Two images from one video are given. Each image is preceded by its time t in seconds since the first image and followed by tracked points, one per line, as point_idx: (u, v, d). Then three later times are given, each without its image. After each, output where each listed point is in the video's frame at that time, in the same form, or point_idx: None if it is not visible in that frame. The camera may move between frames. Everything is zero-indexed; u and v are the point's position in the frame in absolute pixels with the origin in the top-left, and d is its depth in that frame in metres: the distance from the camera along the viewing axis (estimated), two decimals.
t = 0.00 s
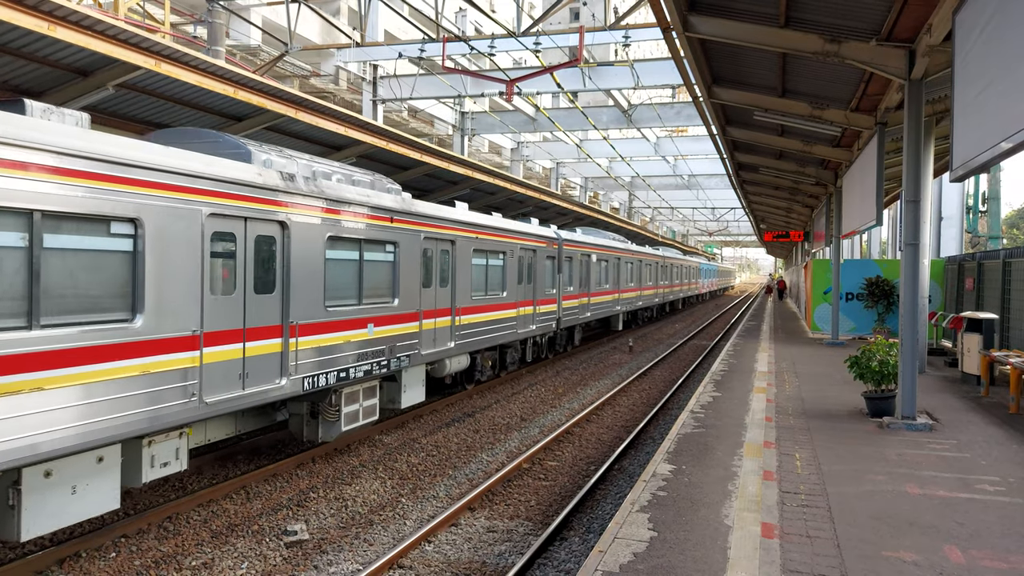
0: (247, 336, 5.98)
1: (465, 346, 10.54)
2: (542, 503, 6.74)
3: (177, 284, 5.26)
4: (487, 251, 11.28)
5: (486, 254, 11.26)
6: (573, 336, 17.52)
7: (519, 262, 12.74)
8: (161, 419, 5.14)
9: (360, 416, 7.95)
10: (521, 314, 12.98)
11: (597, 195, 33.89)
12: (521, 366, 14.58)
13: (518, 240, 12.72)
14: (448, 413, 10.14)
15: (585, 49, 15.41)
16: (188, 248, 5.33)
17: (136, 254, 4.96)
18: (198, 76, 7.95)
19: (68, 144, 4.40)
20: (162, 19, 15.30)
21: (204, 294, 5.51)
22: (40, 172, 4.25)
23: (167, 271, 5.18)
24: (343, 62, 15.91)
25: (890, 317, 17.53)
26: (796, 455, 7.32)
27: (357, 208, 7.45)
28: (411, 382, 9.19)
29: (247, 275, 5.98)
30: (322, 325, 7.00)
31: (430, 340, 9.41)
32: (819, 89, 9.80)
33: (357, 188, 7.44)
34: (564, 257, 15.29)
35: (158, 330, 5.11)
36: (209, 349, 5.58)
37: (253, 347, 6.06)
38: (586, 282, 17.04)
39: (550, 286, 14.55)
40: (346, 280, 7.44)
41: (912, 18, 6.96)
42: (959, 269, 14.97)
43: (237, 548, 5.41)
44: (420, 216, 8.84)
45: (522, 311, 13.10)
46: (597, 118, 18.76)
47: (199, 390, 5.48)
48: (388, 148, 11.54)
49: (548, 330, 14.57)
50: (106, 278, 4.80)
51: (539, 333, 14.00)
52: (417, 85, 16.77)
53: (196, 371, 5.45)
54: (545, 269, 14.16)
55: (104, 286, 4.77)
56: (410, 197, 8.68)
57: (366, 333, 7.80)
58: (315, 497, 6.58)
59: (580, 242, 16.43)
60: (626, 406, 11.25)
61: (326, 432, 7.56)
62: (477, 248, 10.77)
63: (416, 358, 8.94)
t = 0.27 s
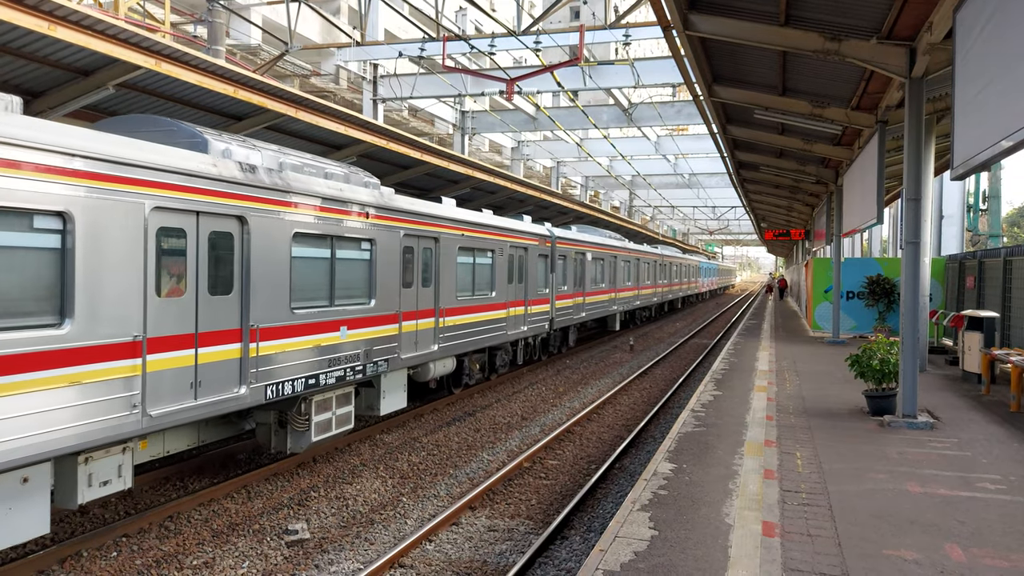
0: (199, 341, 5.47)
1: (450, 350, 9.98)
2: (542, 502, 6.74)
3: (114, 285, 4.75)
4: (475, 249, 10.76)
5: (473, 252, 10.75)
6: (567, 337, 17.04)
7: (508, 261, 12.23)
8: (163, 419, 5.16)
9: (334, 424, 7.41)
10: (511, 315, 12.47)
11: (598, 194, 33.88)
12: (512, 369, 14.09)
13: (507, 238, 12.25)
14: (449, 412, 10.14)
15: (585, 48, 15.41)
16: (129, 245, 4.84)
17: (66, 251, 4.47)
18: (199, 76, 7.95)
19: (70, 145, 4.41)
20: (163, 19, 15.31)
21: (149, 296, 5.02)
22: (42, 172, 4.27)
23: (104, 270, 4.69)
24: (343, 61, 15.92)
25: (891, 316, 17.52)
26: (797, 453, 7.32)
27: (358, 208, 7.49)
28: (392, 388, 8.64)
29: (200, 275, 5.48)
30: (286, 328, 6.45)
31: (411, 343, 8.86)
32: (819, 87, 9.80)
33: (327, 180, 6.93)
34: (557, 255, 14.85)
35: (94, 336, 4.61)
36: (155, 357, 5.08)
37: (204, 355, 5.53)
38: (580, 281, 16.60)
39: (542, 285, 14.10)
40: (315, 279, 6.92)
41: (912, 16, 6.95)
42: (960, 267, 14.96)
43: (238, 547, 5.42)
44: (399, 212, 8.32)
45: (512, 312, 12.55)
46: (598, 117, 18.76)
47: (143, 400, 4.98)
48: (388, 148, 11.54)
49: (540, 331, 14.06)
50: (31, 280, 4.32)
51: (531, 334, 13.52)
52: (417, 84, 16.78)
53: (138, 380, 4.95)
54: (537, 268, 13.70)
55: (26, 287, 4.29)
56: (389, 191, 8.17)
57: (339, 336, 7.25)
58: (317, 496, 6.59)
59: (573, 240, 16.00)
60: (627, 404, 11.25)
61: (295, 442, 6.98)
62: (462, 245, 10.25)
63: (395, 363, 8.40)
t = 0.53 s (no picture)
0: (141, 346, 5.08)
1: (434, 353, 9.53)
2: (544, 500, 6.74)
3: (41, 284, 4.35)
4: (460, 247, 10.32)
5: (460, 250, 10.32)
6: (562, 338, 16.63)
7: (497, 259, 11.81)
8: (162, 417, 5.23)
9: (306, 433, 6.96)
10: (500, 315, 12.05)
11: (598, 193, 33.87)
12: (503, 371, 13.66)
13: (498, 235, 11.82)
14: (450, 410, 10.14)
15: (586, 46, 15.40)
16: (60, 241, 4.46)
17: None
18: (199, 74, 7.95)
19: (70, 144, 4.47)
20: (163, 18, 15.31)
21: (83, 298, 4.63)
22: (41, 170, 4.32)
23: (31, 269, 4.30)
24: (344, 60, 15.92)
25: (892, 314, 17.50)
26: (798, 452, 7.32)
27: (358, 206, 7.53)
28: (371, 393, 8.20)
29: (145, 275, 5.09)
30: (248, 331, 6.03)
31: (391, 346, 8.41)
32: (819, 85, 9.80)
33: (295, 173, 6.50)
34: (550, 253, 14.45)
35: (17, 342, 4.21)
36: (91, 364, 4.68)
37: (151, 361, 5.13)
38: (574, 281, 16.19)
39: (535, 284, 13.70)
40: (281, 278, 6.50)
41: (914, 14, 6.93)
42: (961, 266, 14.95)
43: (239, 545, 5.42)
44: (377, 208, 7.87)
45: (501, 313, 12.08)
46: (599, 115, 18.75)
47: (78, 413, 4.59)
48: (389, 146, 11.52)
49: (532, 332, 13.64)
50: None
51: (523, 335, 13.10)
52: (418, 82, 16.78)
53: (71, 391, 4.54)
54: (529, 266, 13.29)
55: None
56: (366, 185, 7.73)
57: (309, 339, 6.80)
58: (317, 494, 6.59)
59: (567, 238, 15.61)
60: (628, 403, 11.25)
61: (261, 453, 6.57)
62: (447, 243, 9.81)
63: (373, 367, 7.95)
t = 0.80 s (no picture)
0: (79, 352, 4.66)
1: (417, 356, 9.12)
2: (545, 498, 6.75)
3: None
4: (445, 244, 9.89)
5: (445, 248, 9.91)
6: (556, 338, 16.20)
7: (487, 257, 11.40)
8: (165, 414, 5.28)
9: (275, 442, 6.57)
10: (490, 315, 11.64)
11: (600, 191, 33.85)
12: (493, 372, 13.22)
13: (486, 232, 11.38)
14: (451, 408, 10.15)
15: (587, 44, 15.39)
16: None
17: None
18: (200, 72, 7.95)
19: (72, 142, 4.51)
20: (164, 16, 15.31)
21: (10, 300, 4.23)
22: (41, 168, 4.35)
23: None
24: (345, 57, 15.91)
25: (894, 312, 17.49)
26: (800, 449, 7.31)
27: (358, 205, 7.58)
28: (349, 398, 7.80)
29: (87, 275, 4.72)
30: (207, 335, 5.64)
31: (370, 348, 8.01)
32: (820, 83, 9.79)
33: (261, 165, 6.11)
34: (543, 250, 14.04)
35: None
36: (19, 373, 4.29)
37: (91, 369, 4.73)
38: (569, 278, 15.79)
39: (527, 283, 13.29)
40: (244, 277, 6.11)
41: (915, 11, 6.91)
42: (963, 263, 14.93)
43: (241, 543, 5.43)
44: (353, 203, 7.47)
45: (489, 313, 11.62)
46: (600, 113, 18.74)
47: (4, 427, 4.20)
48: (390, 144, 11.52)
49: (524, 332, 13.22)
50: None
51: (514, 336, 12.67)
52: (419, 80, 16.78)
53: (0, 401, 4.17)
54: (521, 264, 12.88)
55: None
56: (341, 178, 7.33)
57: (277, 343, 6.41)
58: (319, 492, 6.60)
59: (562, 235, 15.21)
60: (629, 401, 11.25)
61: (226, 464, 6.18)
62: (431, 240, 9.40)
63: (349, 371, 7.54)
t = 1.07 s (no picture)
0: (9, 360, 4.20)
1: (399, 359, 8.62)
2: (546, 497, 6.75)
3: None
4: (433, 242, 9.39)
5: (432, 245, 9.38)
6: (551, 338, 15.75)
7: (478, 256, 10.89)
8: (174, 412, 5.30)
9: (241, 454, 6.14)
10: (481, 315, 11.13)
11: (600, 190, 33.85)
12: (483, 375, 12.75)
13: (478, 229, 10.83)
14: (451, 407, 10.16)
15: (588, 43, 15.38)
16: None
17: None
18: (201, 71, 7.95)
19: (77, 142, 4.48)
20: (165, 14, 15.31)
21: None
22: (47, 169, 4.34)
23: None
24: (346, 56, 15.92)
25: (895, 312, 17.50)
26: (800, 449, 7.31)
27: (361, 204, 7.58)
28: (325, 404, 7.33)
29: (21, 274, 4.26)
30: (161, 340, 5.20)
31: (348, 353, 7.53)
32: (822, 82, 9.79)
33: (224, 156, 5.65)
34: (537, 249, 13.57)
35: None
36: None
37: (23, 379, 4.28)
38: (564, 278, 15.41)
39: (520, 282, 12.82)
40: (204, 276, 5.66)
41: (916, 10, 6.91)
42: (964, 263, 14.92)
43: (242, 542, 5.44)
44: (331, 198, 6.99)
45: (479, 314, 11.08)
46: (601, 112, 18.73)
47: None
48: (391, 143, 11.51)
49: (516, 333, 12.72)
50: None
51: (506, 337, 12.17)
52: (420, 79, 16.79)
53: None
54: (513, 262, 12.37)
55: None
56: (317, 172, 6.86)
57: (241, 347, 5.96)
58: (320, 491, 6.61)
59: (557, 233, 14.78)
60: (630, 400, 11.25)
61: (186, 477, 5.78)
62: (417, 237, 8.89)
63: (324, 376, 7.06)
